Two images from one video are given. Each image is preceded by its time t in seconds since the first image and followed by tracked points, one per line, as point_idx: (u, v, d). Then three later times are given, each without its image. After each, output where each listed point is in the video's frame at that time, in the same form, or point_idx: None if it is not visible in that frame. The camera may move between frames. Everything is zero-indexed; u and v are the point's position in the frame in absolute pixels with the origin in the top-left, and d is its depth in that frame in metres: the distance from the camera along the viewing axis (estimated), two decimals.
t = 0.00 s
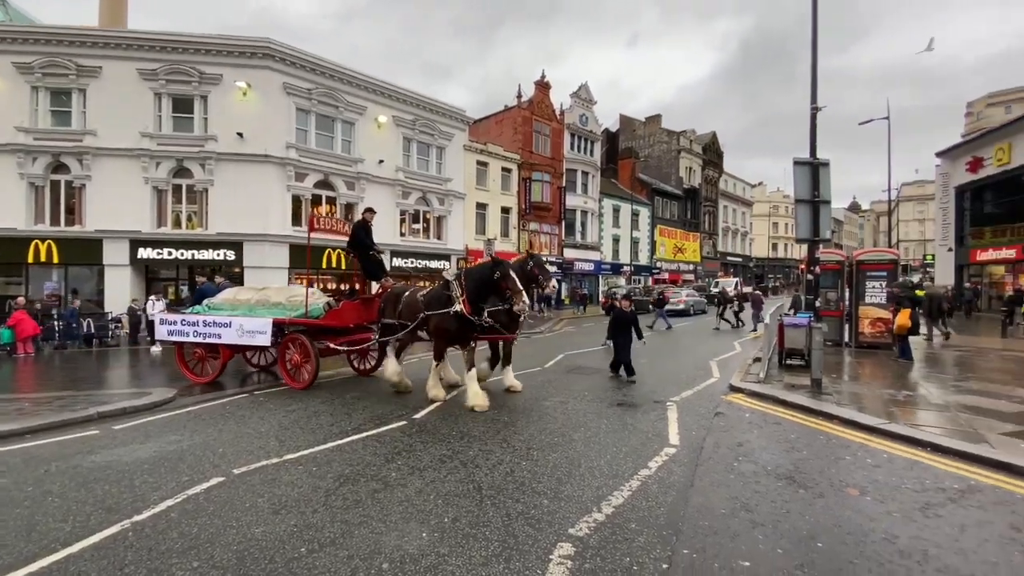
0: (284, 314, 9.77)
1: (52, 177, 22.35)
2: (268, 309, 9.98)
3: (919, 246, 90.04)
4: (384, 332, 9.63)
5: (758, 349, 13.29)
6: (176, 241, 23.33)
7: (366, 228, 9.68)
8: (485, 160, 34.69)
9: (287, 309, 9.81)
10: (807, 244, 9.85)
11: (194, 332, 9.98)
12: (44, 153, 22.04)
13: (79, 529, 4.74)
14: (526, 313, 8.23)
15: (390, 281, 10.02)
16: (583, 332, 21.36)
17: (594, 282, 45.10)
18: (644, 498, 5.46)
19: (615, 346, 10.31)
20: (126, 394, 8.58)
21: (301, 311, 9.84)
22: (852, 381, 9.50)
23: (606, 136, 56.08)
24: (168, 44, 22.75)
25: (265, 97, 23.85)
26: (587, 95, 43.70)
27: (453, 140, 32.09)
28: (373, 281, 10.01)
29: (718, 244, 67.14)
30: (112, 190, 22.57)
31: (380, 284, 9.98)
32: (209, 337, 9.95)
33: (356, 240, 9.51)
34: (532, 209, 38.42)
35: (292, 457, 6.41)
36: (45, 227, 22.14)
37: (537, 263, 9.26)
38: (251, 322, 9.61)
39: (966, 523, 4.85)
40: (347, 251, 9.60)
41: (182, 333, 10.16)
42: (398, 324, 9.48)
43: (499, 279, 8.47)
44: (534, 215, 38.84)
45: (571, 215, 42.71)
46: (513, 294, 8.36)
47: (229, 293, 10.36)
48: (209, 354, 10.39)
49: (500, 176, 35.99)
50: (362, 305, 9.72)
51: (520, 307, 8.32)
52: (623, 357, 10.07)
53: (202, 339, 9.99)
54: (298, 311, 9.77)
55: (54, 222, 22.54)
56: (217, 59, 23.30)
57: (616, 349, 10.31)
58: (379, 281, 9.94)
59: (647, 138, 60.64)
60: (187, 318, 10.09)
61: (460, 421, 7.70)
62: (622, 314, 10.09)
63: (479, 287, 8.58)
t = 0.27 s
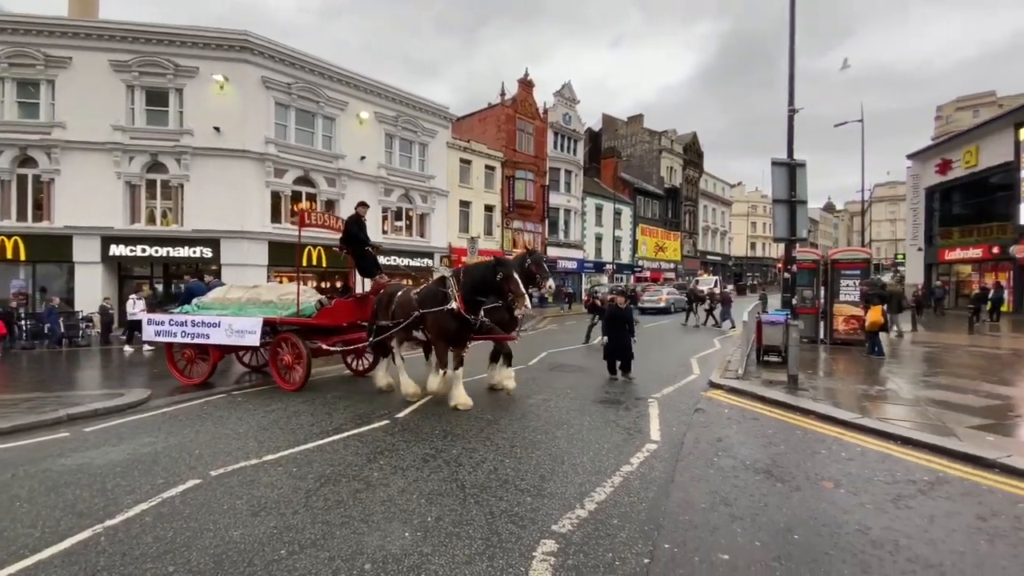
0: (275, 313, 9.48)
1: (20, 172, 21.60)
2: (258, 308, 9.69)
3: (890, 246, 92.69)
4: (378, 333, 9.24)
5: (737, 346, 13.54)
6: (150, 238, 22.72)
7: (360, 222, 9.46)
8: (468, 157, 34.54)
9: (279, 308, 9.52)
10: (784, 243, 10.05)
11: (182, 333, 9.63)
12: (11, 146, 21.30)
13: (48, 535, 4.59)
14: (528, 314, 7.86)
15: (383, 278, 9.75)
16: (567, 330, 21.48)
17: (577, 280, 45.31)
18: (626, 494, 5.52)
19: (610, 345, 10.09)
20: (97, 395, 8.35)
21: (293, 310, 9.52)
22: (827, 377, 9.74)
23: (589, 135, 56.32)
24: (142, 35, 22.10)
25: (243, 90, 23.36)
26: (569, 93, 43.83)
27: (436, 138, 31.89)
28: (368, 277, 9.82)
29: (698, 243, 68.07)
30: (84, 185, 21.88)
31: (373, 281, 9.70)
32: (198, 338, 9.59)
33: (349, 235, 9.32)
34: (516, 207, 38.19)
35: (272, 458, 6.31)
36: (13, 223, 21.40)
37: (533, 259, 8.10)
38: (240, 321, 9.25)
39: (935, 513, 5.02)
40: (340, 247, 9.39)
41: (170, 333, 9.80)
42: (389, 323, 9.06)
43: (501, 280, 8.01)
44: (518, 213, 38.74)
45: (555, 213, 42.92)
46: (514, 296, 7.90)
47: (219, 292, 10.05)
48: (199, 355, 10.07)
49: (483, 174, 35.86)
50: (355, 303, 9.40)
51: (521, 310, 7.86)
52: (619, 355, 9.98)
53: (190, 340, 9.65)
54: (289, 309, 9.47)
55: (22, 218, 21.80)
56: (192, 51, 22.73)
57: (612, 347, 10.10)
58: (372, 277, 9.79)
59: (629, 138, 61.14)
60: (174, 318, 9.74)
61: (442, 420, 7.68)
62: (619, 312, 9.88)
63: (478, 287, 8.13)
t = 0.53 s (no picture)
0: (264, 311, 9.27)
1: None
2: (248, 306, 9.48)
3: (861, 245, 95.29)
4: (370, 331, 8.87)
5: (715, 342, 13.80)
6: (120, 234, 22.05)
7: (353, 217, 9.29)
8: (450, 154, 34.32)
9: (268, 306, 9.32)
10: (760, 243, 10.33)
11: (169, 332, 9.39)
12: None
13: (13, 540, 4.44)
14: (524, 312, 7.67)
15: (376, 274, 9.52)
16: (551, 327, 21.58)
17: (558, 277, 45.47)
18: (607, 489, 5.57)
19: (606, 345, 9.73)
20: (67, 395, 8.10)
21: (282, 308, 9.33)
22: (802, 372, 9.99)
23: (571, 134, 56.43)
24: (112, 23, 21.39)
25: (217, 83, 22.80)
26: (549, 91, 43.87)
27: (417, 133, 31.61)
28: (360, 274, 9.54)
29: (677, 241, 68.94)
30: (51, 178, 21.17)
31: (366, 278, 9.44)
32: (185, 337, 9.34)
33: (342, 229, 9.13)
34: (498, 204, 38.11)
35: (250, 459, 6.21)
36: None
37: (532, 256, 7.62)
38: (228, 320, 8.98)
39: (904, 504, 5.18)
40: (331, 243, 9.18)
41: (157, 333, 9.57)
42: (382, 321, 8.66)
43: (497, 278, 7.63)
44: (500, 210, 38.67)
45: (537, 210, 43.06)
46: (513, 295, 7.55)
47: (208, 290, 9.82)
48: (187, 355, 9.80)
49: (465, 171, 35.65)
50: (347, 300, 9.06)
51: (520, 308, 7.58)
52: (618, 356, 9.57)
53: (177, 340, 9.38)
54: (279, 307, 9.27)
55: None
56: (165, 41, 22.09)
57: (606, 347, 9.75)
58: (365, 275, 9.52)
59: (610, 136, 61.57)
60: (161, 317, 9.50)
61: (424, 419, 7.64)
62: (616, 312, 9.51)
63: (474, 286, 7.74)
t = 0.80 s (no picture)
0: (251, 309, 9.01)
1: None
2: (235, 303, 9.21)
3: (832, 243, 97.82)
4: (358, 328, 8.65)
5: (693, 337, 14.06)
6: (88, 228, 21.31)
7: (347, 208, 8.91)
8: (430, 149, 34.03)
9: (256, 303, 9.11)
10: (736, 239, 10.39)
11: (154, 330, 9.05)
12: None
13: None
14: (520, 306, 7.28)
15: (369, 270, 9.19)
16: (535, 323, 21.69)
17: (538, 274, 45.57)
18: (586, 483, 5.63)
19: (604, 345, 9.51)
20: (33, 395, 7.83)
21: (270, 305, 9.10)
22: (776, 366, 10.25)
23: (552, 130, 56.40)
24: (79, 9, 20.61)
25: (190, 73, 22.16)
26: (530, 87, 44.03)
27: (397, 128, 31.30)
28: (350, 269, 9.09)
29: (656, 238, 69.73)
30: (16, 171, 20.45)
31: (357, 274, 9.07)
32: (170, 336, 9.00)
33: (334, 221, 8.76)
34: (479, 201, 38.16)
35: (226, 458, 6.09)
36: None
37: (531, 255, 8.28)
38: (215, 318, 8.69)
39: (872, 493, 5.36)
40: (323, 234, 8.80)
41: (141, 332, 9.23)
42: (370, 319, 8.46)
43: (489, 268, 7.50)
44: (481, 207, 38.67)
45: (518, 207, 43.11)
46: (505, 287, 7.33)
47: (195, 287, 9.57)
48: (172, 354, 9.47)
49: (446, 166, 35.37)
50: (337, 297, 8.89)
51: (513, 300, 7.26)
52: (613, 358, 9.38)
53: (162, 339, 9.04)
54: (267, 305, 9.05)
55: None
56: (135, 29, 21.39)
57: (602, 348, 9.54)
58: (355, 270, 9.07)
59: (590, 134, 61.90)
60: (146, 315, 9.16)
61: (404, 417, 7.61)
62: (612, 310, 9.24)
63: (466, 279, 7.67)
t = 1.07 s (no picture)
0: (238, 305, 8.65)
1: None
2: (222, 300, 8.87)
3: (804, 239, 100.20)
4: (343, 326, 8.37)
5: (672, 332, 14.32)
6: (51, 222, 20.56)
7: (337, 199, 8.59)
8: (409, 143, 33.62)
9: (244, 299, 8.74)
10: (712, 235, 10.59)
11: (136, 329, 8.64)
12: None
13: None
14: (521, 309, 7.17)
15: (360, 263, 8.84)
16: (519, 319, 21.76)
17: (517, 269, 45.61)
18: (566, 476, 5.67)
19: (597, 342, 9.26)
20: None
21: (257, 301, 8.65)
22: (750, 360, 10.50)
23: (533, 126, 56.28)
24: None
25: (159, 61, 21.43)
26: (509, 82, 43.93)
27: (375, 121, 30.88)
28: (340, 263, 8.76)
29: (634, 234, 70.46)
30: None
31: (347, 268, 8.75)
32: (154, 335, 8.59)
33: (322, 211, 8.39)
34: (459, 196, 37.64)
35: (199, 458, 5.96)
36: None
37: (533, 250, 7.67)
38: (201, 315, 8.32)
39: (841, 481, 5.54)
40: (310, 226, 8.48)
41: (124, 330, 8.82)
42: (358, 318, 8.20)
43: (492, 269, 7.35)
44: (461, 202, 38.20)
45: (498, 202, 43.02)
46: (508, 288, 7.20)
47: (179, 284, 9.20)
48: (158, 353, 9.05)
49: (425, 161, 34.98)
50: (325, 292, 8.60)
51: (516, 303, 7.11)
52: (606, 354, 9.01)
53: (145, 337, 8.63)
54: (254, 300, 8.64)
55: None
56: (100, 15, 20.60)
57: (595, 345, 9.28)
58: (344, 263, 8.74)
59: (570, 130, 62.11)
60: (128, 312, 8.75)
61: (382, 414, 7.56)
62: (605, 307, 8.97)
63: (466, 277, 7.42)
